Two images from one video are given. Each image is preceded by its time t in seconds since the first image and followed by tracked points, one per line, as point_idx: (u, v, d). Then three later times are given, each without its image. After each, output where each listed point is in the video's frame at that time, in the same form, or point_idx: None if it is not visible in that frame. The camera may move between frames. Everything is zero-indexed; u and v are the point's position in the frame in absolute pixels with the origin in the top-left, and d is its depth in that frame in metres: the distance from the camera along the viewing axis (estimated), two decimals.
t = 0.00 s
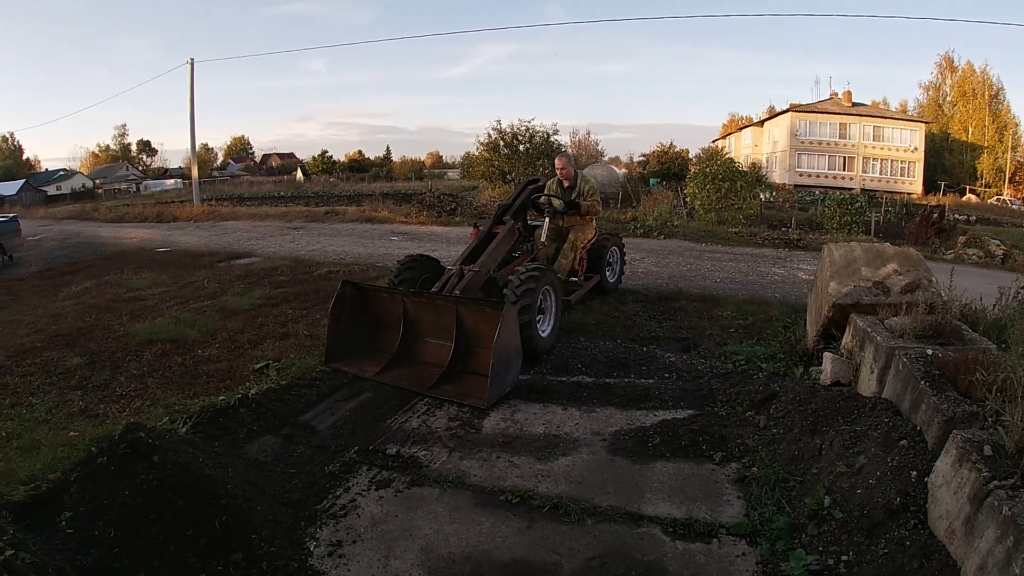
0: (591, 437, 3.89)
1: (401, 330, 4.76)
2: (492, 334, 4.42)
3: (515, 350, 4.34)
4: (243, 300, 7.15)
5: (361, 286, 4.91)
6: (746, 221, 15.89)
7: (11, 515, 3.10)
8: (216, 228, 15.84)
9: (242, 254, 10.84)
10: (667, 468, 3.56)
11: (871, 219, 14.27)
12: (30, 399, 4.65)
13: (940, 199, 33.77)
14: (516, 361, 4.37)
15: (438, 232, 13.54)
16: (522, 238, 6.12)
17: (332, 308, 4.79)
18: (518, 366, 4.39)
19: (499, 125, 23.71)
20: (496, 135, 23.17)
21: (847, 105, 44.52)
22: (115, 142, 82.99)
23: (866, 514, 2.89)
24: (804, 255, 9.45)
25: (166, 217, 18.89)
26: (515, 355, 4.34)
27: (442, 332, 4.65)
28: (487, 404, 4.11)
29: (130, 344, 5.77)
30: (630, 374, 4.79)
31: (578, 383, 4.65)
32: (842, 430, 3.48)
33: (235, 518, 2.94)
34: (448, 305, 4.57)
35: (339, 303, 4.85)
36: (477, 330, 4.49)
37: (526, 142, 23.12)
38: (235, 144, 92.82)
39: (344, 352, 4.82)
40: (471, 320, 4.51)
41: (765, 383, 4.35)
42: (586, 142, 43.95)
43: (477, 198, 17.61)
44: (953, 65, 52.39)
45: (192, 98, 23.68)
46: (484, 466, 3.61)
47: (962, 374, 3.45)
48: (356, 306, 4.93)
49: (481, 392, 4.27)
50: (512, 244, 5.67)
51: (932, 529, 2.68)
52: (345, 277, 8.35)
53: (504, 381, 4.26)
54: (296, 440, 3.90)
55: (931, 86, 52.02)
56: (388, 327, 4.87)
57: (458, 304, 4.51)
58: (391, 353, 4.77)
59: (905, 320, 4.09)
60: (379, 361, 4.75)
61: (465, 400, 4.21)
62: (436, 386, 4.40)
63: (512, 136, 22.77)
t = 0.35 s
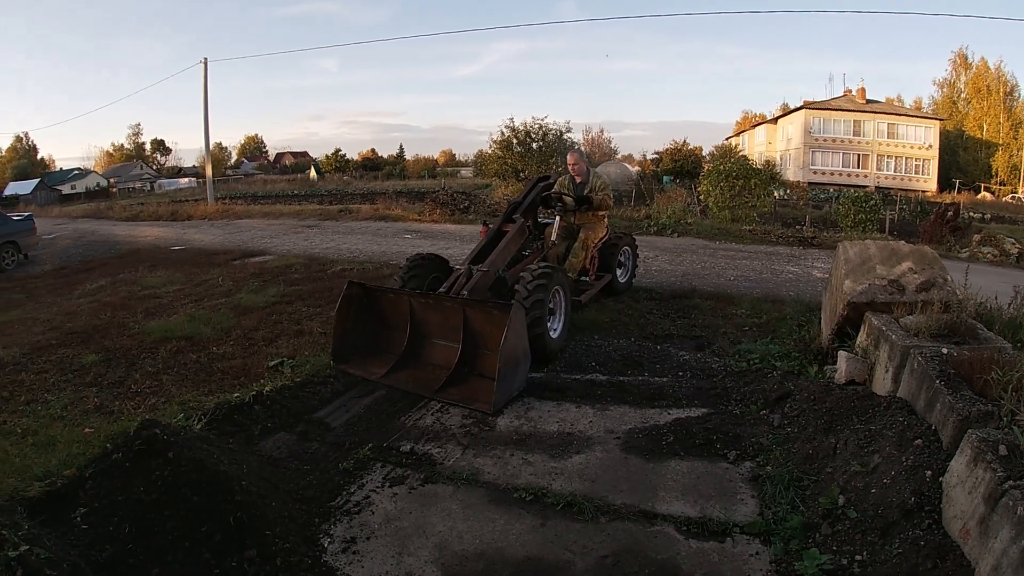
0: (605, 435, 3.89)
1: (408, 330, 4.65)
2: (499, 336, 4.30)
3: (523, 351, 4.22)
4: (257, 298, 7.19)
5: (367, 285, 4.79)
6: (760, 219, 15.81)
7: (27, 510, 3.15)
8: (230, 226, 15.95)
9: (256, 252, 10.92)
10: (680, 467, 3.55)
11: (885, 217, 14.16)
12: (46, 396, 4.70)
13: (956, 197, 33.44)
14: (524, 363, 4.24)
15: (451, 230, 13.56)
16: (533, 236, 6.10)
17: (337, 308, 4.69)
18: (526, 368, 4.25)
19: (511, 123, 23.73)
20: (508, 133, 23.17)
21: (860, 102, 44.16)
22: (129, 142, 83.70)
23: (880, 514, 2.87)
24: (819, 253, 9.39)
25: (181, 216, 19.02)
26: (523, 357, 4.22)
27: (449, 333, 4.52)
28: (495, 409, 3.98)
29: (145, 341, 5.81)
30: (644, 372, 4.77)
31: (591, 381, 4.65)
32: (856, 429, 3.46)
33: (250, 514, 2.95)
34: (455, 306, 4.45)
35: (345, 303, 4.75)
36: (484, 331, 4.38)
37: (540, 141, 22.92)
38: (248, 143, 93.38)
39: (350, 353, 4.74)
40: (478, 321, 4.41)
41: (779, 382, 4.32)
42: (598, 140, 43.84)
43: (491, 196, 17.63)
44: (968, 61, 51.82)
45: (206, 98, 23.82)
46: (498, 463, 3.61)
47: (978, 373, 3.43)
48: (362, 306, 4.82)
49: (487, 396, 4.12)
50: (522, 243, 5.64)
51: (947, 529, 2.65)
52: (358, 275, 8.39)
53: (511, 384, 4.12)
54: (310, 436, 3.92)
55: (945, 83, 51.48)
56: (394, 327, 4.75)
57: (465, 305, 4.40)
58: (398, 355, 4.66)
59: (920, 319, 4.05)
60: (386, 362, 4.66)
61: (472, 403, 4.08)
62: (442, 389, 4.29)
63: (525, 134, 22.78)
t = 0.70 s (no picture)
0: (630, 430, 3.88)
1: (424, 330, 4.69)
2: (516, 337, 4.33)
3: (541, 353, 4.27)
4: (283, 292, 7.26)
5: (383, 284, 4.84)
6: (785, 215, 15.64)
7: (56, 499, 3.23)
8: (255, 221, 16.12)
9: (282, 247, 11.03)
10: (705, 463, 3.53)
11: (913, 214, 13.93)
12: (75, 388, 4.80)
13: (984, 193, 32.78)
14: (541, 364, 4.30)
15: (475, 226, 13.58)
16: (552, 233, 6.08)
17: (353, 307, 4.72)
18: (542, 370, 4.31)
19: (534, 119, 23.70)
20: (531, 129, 23.17)
21: (885, 98, 43.48)
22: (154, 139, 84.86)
23: (905, 513, 2.84)
24: (846, 250, 9.26)
25: (206, 211, 19.25)
26: (540, 359, 4.27)
27: (466, 333, 4.55)
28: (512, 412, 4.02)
29: (172, 334, 5.90)
30: (669, 368, 4.76)
31: (616, 376, 4.64)
32: (882, 427, 3.42)
33: (276, 505, 2.99)
34: (472, 306, 4.47)
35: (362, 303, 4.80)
36: (502, 331, 4.40)
37: (563, 135, 23.75)
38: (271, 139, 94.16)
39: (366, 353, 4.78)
40: (496, 322, 4.42)
41: (805, 379, 4.28)
42: (621, 135, 43.56)
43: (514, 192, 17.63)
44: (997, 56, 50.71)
45: (231, 94, 24.04)
46: (523, 457, 3.63)
47: (1004, 371, 3.40)
48: (378, 305, 4.87)
49: (504, 397, 4.17)
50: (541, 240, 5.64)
51: (972, 528, 2.62)
52: (382, 269, 8.44)
53: (528, 385, 4.19)
54: (336, 428, 3.96)
55: (973, 78, 50.40)
56: (411, 326, 4.79)
57: (482, 305, 4.41)
58: (414, 354, 4.70)
59: (947, 316, 4.00)
60: (402, 362, 4.70)
61: (489, 405, 4.11)
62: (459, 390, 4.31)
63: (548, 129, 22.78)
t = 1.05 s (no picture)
0: (648, 429, 3.88)
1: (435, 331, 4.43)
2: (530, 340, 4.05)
3: (555, 358, 3.98)
4: (305, 286, 7.33)
5: (394, 284, 4.62)
6: (807, 214, 15.49)
7: (78, 486, 3.30)
8: (277, 216, 16.28)
9: (303, 241, 11.13)
10: (723, 463, 3.52)
11: (938, 214, 13.75)
12: (99, 377, 4.89)
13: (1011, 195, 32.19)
14: (556, 370, 3.99)
15: (495, 222, 13.61)
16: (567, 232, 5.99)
17: (363, 306, 4.52)
18: (557, 376, 4.01)
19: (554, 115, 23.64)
20: (552, 125, 23.26)
21: (910, 96, 42.84)
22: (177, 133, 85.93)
23: (923, 517, 2.81)
24: (869, 250, 9.16)
25: (229, 205, 19.49)
26: (555, 363, 3.97)
27: (478, 335, 4.28)
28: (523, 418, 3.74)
29: (194, 326, 5.99)
30: (688, 367, 4.74)
31: (636, 374, 4.63)
32: (903, 429, 3.39)
33: (296, 496, 3.04)
34: (485, 307, 4.20)
35: (372, 302, 4.60)
36: (515, 333, 4.13)
37: (585, 132, 23.51)
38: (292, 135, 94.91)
39: (374, 353, 4.57)
40: (509, 323, 4.15)
41: (826, 380, 4.25)
42: (642, 131, 43.34)
43: (534, 188, 17.63)
44: None
45: (254, 90, 24.28)
46: (541, 453, 3.64)
47: None
48: (389, 305, 4.65)
49: (515, 403, 3.89)
50: (555, 239, 5.58)
51: (991, 534, 2.59)
52: (402, 264, 8.49)
53: (542, 392, 3.89)
54: (356, 421, 4.00)
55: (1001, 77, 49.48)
56: (421, 327, 4.55)
57: (495, 307, 4.15)
58: (423, 357, 4.44)
59: (971, 319, 3.95)
60: (411, 364, 4.44)
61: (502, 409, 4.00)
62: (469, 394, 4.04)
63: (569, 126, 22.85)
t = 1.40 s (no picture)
0: (653, 426, 3.88)
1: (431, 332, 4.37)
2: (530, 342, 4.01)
3: (556, 360, 3.97)
4: (311, 280, 7.34)
5: (388, 282, 4.53)
6: (815, 212, 15.44)
7: (83, 477, 3.32)
8: (284, 210, 16.31)
9: (310, 235, 11.15)
10: (728, 461, 3.52)
11: (945, 214, 13.69)
12: (104, 369, 4.91)
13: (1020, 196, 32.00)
14: (556, 371, 3.99)
15: (501, 218, 13.60)
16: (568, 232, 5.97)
17: (356, 306, 4.45)
18: (558, 377, 4.02)
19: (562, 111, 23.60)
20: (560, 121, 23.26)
21: (920, 96, 42.59)
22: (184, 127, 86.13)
23: (927, 518, 2.80)
24: (876, 250, 9.12)
25: (236, 199, 19.54)
26: (555, 365, 3.97)
27: (476, 336, 4.22)
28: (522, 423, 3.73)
29: (201, 319, 6.01)
30: (693, 365, 4.73)
31: (640, 371, 4.63)
32: (908, 430, 3.38)
33: (300, 488, 3.05)
34: (483, 308, 4.13)
35: (366, 302, 4.53)
36: (514, 335, 4.07)
37: (592, 128, 23.41)
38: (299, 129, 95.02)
39: (370, 353, 4.52)
40: (508, 325, 4.09)
41: (832, 379, 4.23)
42: (650, 129, 43.19)
43: (541, 184, 17.61)
44: None
45: (262, 84, 24.30)
46: (545, 449, 3.64)
47: None
48: (383, 304, 4.57)
49: (514, 406, 3.87)
50: (556, 238, 5.52)
51: (995, 536, 2.58)
52: (408, 260, 8.50)
53: (541, 394, 3.90)
54: (360, 415, 4.01)
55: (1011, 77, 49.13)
56: (418, 327, 4.49)
57: (493, 309, 4.07)
58: (420, 357, 4.39)
59: (978, 320, 3.93)
60: (407, 365, 4.40)
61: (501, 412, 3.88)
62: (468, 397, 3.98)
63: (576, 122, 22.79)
